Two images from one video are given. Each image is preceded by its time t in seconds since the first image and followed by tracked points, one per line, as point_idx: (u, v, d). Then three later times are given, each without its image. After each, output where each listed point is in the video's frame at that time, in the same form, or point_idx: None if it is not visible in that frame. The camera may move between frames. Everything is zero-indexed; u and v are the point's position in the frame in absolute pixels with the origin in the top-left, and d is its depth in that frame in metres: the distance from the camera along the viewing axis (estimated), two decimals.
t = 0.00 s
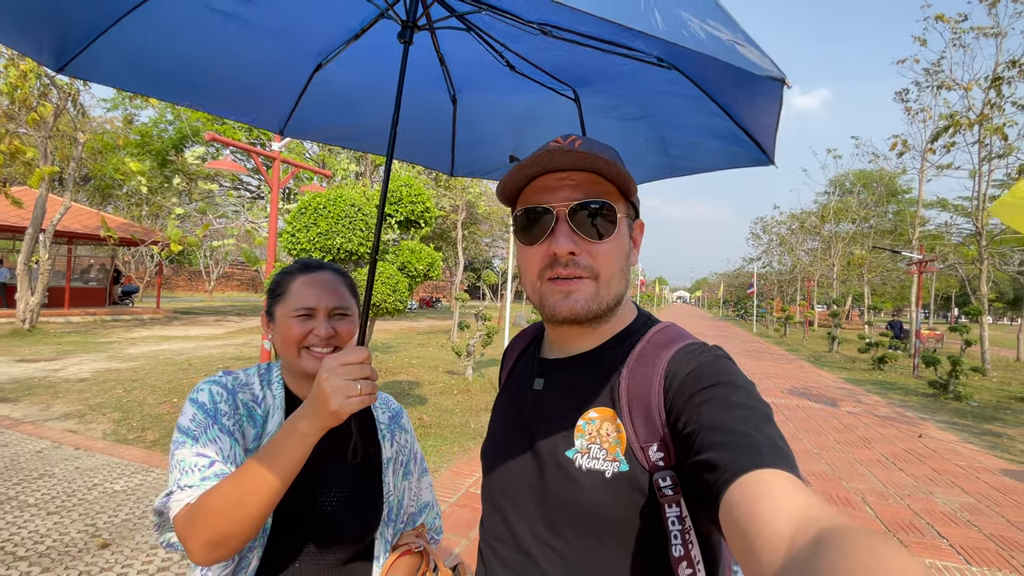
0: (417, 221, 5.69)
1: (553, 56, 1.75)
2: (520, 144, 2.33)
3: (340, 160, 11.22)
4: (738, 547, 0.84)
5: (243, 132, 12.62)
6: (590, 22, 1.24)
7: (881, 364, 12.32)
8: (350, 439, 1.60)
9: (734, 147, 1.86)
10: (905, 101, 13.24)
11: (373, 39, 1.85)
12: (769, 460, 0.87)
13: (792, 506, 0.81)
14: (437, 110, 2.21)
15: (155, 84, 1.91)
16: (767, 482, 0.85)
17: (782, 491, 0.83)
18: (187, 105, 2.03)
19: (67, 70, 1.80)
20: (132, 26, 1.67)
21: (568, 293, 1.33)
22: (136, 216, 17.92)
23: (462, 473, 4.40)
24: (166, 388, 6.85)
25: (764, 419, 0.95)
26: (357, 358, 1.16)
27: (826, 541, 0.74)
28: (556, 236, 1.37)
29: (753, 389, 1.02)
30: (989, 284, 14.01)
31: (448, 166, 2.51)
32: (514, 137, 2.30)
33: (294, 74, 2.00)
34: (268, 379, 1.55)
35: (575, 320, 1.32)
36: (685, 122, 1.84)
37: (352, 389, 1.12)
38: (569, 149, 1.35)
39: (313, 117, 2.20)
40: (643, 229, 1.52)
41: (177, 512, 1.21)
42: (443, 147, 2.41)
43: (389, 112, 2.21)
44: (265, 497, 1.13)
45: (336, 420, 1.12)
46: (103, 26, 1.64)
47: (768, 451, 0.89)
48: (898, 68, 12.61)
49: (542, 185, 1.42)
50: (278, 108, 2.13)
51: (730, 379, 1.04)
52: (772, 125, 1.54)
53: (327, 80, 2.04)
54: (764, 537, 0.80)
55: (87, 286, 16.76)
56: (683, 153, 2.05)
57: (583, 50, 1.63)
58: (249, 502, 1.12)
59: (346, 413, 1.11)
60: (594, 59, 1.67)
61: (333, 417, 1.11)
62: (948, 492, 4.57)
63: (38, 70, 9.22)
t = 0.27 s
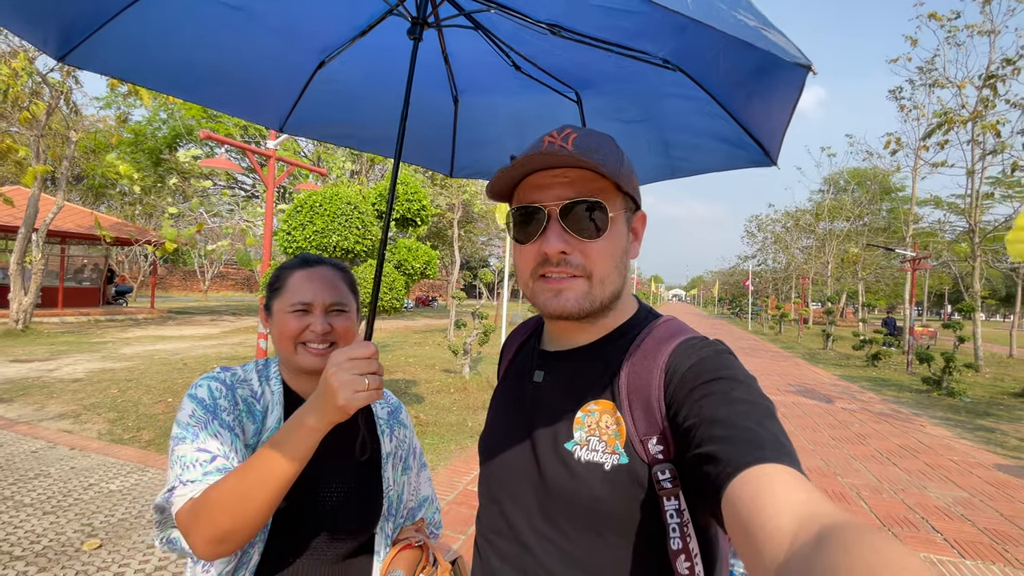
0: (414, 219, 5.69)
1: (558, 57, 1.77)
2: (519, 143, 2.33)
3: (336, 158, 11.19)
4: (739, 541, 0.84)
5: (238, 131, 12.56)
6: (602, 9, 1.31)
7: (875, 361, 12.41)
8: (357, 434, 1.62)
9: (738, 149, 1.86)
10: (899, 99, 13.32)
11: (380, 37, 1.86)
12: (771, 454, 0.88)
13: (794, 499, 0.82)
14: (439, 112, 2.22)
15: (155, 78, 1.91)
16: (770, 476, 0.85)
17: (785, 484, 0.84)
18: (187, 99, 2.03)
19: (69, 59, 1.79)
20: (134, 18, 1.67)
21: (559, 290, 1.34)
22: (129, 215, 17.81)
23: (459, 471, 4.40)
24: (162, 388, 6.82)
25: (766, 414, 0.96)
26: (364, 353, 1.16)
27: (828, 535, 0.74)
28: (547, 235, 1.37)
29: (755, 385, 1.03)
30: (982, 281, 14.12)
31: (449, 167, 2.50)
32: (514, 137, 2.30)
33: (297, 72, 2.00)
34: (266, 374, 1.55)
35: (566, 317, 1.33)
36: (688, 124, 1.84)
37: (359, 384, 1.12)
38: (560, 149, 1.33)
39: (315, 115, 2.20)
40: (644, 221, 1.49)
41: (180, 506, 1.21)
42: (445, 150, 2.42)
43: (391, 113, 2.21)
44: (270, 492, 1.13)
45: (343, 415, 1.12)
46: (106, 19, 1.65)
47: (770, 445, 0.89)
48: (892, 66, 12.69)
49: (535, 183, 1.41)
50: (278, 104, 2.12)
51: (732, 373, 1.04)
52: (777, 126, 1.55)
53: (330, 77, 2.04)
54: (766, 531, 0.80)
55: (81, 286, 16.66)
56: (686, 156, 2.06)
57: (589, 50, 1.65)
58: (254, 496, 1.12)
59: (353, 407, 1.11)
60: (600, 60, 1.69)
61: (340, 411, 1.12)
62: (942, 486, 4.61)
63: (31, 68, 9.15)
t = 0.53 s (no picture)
0: (411, 220, 5.68)
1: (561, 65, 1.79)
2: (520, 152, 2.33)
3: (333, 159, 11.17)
4: (743, 547, 0.85)
5: (234, 132, 12.52)
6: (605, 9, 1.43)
7: (871, 359, 12.46)
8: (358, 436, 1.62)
9: (740, 151, 1.86)
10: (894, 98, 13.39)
11: (390, 51, 1.87)
12: (775, 460, 0.88)
13: (799, 506, 0.82)
14: (444, 126, 2.21)
15: (172, 94, 1.90)
16: (774, 482, 0.85)
17: (791, 491, 0.84)
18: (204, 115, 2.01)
19: (87, 71, 1.78)
20: (155, 32, 1.68)
21: (541, 290, 1.35)
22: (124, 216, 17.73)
23: (458, 472, 4.40)
24: (158, 390, 6.80)
25: (770, 420, 0.96)
26: (372, 354, 1.16)
27: (834, 543, 0.74)
28: (527, 236, 1.38)
29: (760, 389, 1.03)
30: (976, 279, 14.21)
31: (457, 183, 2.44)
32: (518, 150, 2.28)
33: (309, 86, 1.99)
34: (267, 378, 1.54)
35: (547, 315, 1.34)
36: (692, 126, 1.83)
37: (367, 385, 1.12)
38: (536, 155, 1.33)
39: (327, 130, 2.18)
40: (645, 220, 1.45)
41: (183, 510, 1.21)
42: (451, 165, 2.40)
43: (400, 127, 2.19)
44: (275, 496, 1.13)
45: (350, 417, 1.12)
46: (127, 34, 1.66)
47: (775, 450, 0.90)
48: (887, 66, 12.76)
49: (521, 185, 1.43)
50: (292, 120, 2.11)
51: (736, 378, 1.04)
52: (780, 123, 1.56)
53: (342, 93, 2.03)
54: (770, 538, 0.80)
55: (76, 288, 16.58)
56: (691, 160, 2.04)
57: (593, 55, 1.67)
58: (257, 499, 1.12)
59: (361, 409, 1.11)
60: (604, 66, 1.71)
61: (348, 413, 1.11)
62: (938, 484, 4.63)
63: (25, 70, 9.10)
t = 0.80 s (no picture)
0: (411, 222, 5.69)
1: (567, 72, 1.80)
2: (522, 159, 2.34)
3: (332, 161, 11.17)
4: (748, 554, 0.85)
5: (233, 134, 12.52)
6: (608, 18, 1.43)
7: (869, 359, 12.49)
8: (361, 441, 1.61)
9: (744, 158, 1.87)
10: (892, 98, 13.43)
11: (394, 57, 1.88)
12: (779, 467, 0.88)
13: (804, 513, 0.83)
14: (447, 131, 2.21)
15: (178, 96, 1.89)
16: (778, 490, 0.86)
17: (795, 499, 0.84)
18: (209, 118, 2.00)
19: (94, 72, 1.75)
20: (165, 33, 1.67)
21: (534, 295, 1.35)
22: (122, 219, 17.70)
23: (458, 474, 4.40)
24: (157, 393, 6.78)
25: (775, 427, 0.96)
26: (374, 359, 1.16)
27: (838, 550, 0.74)
28: (519, 241, 1.39)
29: (764, 397, 1.03)
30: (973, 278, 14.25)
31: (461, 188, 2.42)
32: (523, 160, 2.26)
33: (316, 89, 1.99)
34: (270, 382, 1.55)
35: (539, 320, 1.35)
36: (696, 135, 1.84)
37: (370, 389, 1.12)
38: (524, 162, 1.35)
39: (332, 134, 2.18)
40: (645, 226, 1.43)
41: (186, 516, 1.21)
42: (455, 172, 2.39)
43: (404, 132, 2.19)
44: (278, 500, 1.13)
45: (353, 421, 1.12)
46: (137, 37, 1.65)
47: (780, 458, 0.90)
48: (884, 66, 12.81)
49: (517, 192, 1.44)
50: (295, 123, 2.11)
51: (741, 385, 1.04)
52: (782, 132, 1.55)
53: (347, 97, 2.04)
54: (775, 546, 0.81)
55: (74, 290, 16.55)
56: (694, 168, 2.04)
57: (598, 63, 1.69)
58: (261, 505, 1.12)
59: (363, 413, 1.11)
60: (609, 73, 1.72)
61: (350, 417, 1.11)
62: (938, 484, 4.64)
63: (25, 73, 9.10)
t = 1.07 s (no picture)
0: (412, 222, 5.70)
1: (551, 64, 1.81)
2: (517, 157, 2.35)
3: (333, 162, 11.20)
4: (747, 546, 0.86)
5: (234, 136, 12.55)
6: (593, 8, 1.45)
7: (871, 360, 12.48)
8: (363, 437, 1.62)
9: (729, 148, 1.89)
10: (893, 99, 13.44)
11: (381, 50, 1.89)
12: (781, 462, 0.89)
13: (804, 506, 0.83)
14: (437, 126, 2.22)
15: (162, 90, 1.90)
16: (777, 484, 0.86)
17: (796, 492, 0.85)
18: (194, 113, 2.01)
19: (79, 67, 1.77)
20: (147, 28, 1.68)
21: (544, 290, 1.37)
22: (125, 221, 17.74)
23: (459, 474, 4.41)
24: (160, 394, 6.80)
25: (777, 422, 0.96)
26: (369, 351, 1.16)
27: (837, 541, 0.75)
28: (532, 236, 1.39)
29: (765, 391, 1.03)
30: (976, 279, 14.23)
31: (449, 181, 2.46)
32: (512, 151, 2.29)
33: (301, 86, 2.00)
34: (272, 379, 1.56)
35: (549, 316, 1.36)
36: (680, 123, 1.85)
37: (364, 380, 1.13)
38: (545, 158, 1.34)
39: (318, 130, 2.20)
40: (650, 227, 1.45)
41: (187, 512, 1.21)
42: (443, 167, 2.42)
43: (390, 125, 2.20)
44: (279, 491, 1.14)
45: (348, 412, 1.13)
46: (118, 31, 1.66)
47: (781, 453, 0.90)
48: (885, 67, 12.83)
49: (531, 186, 1.44)
50: (282, 121, 2.12)
51: (741, 380, 1.05)
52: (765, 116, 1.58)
53: (334, 92, 2.05)
54: (774, 539, 0.81)
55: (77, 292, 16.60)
56: (678, 157, 2.05)
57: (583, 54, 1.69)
58: (260, 499, 1.13)
59: (359, 404, 1.12)
60: (593, 64, 1.73)
61: (346, 408, 1.12)
62: (940, 484, 4.64)
63: (28, 75, 9.15)
